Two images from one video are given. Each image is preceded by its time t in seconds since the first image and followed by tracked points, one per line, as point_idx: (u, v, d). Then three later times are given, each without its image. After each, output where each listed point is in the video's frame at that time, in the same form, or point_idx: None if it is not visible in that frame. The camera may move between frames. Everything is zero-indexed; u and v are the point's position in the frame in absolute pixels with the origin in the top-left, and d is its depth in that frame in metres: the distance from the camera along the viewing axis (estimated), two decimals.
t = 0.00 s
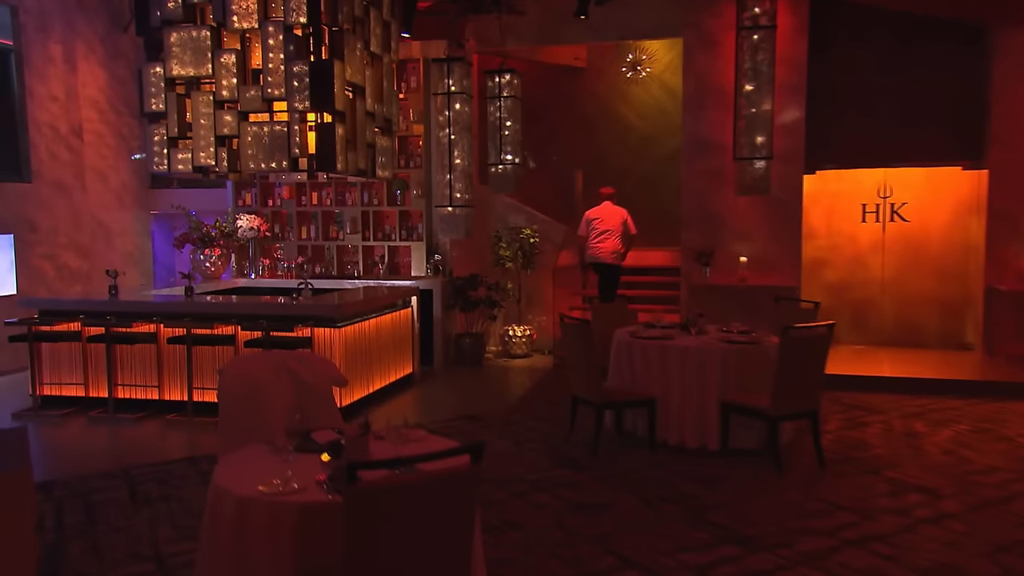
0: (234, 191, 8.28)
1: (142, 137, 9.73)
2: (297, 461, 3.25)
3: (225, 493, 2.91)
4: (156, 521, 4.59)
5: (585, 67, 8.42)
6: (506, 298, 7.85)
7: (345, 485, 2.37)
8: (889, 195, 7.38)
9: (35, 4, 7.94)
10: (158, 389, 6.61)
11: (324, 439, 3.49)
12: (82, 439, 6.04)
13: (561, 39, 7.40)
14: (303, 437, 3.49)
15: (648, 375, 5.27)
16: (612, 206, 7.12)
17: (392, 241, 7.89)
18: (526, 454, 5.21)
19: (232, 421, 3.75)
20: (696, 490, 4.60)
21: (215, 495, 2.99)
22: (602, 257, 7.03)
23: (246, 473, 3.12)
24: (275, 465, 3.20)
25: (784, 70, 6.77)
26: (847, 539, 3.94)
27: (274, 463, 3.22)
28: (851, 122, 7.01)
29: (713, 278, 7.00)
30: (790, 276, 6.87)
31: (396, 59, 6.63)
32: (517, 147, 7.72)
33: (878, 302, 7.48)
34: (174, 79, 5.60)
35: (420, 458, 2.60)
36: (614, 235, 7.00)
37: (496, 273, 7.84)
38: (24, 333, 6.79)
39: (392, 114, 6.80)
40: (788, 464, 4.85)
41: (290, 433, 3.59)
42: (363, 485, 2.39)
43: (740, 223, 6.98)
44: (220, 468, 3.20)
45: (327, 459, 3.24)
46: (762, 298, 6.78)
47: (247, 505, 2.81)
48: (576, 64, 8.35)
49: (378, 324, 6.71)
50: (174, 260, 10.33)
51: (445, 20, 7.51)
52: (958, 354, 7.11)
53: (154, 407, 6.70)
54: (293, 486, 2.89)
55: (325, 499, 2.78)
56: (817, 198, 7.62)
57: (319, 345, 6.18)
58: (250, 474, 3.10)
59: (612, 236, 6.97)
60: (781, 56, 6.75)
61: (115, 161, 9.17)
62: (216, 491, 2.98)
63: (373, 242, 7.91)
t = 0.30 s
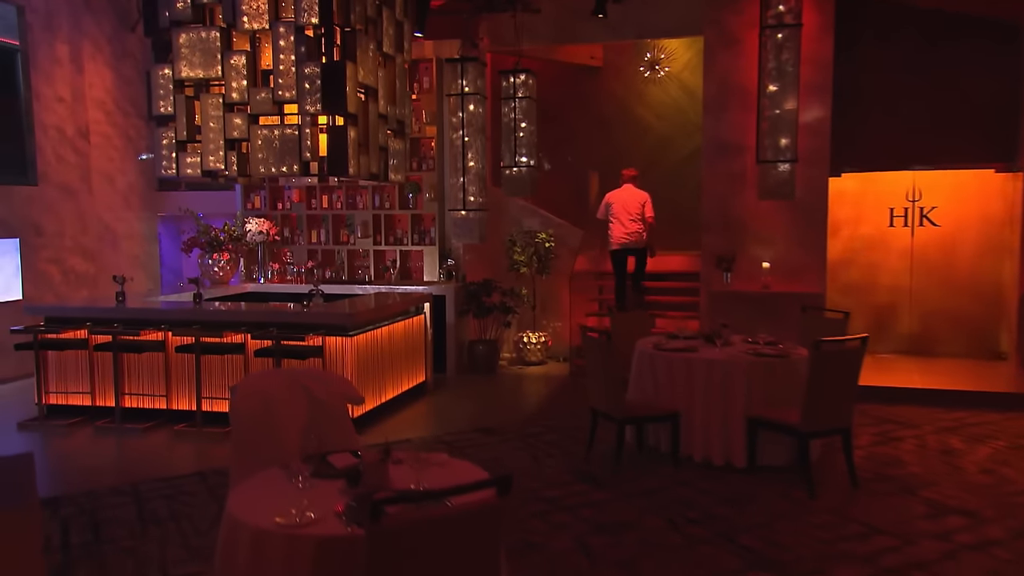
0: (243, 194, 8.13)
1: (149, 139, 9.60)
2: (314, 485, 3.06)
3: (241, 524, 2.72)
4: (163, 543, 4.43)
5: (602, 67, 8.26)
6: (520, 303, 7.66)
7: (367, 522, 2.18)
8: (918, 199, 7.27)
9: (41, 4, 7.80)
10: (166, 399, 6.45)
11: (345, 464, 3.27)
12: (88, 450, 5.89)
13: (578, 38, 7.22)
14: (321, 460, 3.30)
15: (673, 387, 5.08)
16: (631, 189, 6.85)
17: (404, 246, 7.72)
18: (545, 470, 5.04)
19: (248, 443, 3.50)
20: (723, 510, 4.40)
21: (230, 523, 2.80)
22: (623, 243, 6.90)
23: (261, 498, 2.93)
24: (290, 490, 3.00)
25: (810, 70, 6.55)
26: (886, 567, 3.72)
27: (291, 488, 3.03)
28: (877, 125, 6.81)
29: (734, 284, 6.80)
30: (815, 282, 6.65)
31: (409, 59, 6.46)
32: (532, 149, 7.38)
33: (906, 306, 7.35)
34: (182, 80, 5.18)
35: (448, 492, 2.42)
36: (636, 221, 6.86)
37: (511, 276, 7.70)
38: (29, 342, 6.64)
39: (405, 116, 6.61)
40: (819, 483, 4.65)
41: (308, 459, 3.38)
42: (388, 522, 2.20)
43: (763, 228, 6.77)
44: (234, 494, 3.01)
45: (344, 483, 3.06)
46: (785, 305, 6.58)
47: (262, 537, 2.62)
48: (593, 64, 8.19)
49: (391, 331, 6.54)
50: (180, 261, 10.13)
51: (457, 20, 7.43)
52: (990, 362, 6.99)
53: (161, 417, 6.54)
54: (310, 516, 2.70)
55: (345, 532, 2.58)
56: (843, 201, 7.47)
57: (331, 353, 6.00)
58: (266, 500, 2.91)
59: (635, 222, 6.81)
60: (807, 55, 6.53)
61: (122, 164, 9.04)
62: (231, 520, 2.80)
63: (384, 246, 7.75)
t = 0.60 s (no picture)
0: (248, 198, 7.97)
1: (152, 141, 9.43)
2: (330, 515, 2.85)
3: (253, 558, 2.52)
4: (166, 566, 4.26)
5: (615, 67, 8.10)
6: (532, 309, 7.47)
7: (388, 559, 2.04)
8: (944, 203, 7.11)
9: (43, 3, 7.63)
10: (169, 409, 6.29)
11: (361, 490, 3.04)
12: (90, 463, 5.73)
13: (591, 37, 7.04)
14: (336, 486, 3.09)
15: (695, 401, 4.89)
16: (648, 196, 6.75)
17: (413, 250, 7.55)
18: (562, 486, 4.86)
19: (254, 464, 3.36)
20: (749, 531, 4.21)
21: (241, 558, 2.61)
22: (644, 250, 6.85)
23: (271, 529, 2.74)
24: (304, 519, 2.81)
25: (831, 70, 6.36)
26: None
27: (304, 517, 2.83)
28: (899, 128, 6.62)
29: (752, 290, 6.61)
30: (836, 288, 6.46)
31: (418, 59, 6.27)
32: (543, 152, 7.19)
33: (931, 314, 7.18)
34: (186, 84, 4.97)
35: (474, 529, 2.26)
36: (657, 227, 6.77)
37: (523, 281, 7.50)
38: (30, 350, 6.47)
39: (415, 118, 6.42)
40: (848, 503, 4.46)
41: (322, 484, 3.17)
42: (409, 560, 2.06)
43: (782, 232, 6.58)
44: (245, 523, 2.83)
45: (360, 512, 2.86)
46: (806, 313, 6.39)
47: (276, 574, 2.42)
48: (605, 63, 8.02)
49: (400, 339, 6.37)
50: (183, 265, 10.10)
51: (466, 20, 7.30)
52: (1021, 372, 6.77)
53: (164, 428, 6.38)
54: (325, 550, 2.51)
55: (362, 568, 2.37)
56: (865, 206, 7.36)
57: (339, 363, 5.87)
58: (278, 532, 2.71)
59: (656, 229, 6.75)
60: (828, 55, 6.35)
61: (124, 166, 8.88)
62: (242, 553, 2.61)
63: (392, 251, 7.59)
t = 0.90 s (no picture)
0: (254, 204, 7.82)
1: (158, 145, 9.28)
2: (347, 551, 2.64)
3: None
4: None
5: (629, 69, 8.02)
6: (545, 318, 7.28)
7: None
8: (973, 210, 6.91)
9: (46, 5, 7.48)
10: (175, 422, 6.13)
11: (381, 522, 2.81)
12: (94, 478, 5.57)
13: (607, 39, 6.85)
14: (354, 517, 2.85)
15: (719, 418, 4.72)
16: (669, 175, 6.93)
17: (423, 258, 7.38)
18: (582, 507, 4.67)
19: (268, 492, 3.17)
20: (780, 559, 4.02)
21: None
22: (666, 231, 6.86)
23: (285, 567, 2.52)
24: (320, 556, 2.59)
25: (856, 73, 6.16)
26: None
27: (320, 553, 2.62)
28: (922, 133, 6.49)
29: (773, 300, 6.42)
30: (860, 299, 6.26)
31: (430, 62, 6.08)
32: (557, 156, 7.00)
33: (961, 327, 6.98)
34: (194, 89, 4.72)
35: None
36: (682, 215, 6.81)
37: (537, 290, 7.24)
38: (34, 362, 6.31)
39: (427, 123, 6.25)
40: (882, 528, 4.26)
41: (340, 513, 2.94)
42: None
43: (805, 240, 6.38)
44: (258, 558, 2.62)
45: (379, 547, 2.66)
46: (830, 323, 6.17)
47: None
48: (621, 65, 7.93)
49: (411, 351, 6.19)
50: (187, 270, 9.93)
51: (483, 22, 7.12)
52: None
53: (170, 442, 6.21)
54: None
55: None
56: (890, 215, 7.16)
57: (350, 376, 5.72)
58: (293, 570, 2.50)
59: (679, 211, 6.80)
60: (852, 57, 6.15)
61: (128, 171, 8.72)
62: None
63: (402, 259, 7.42)
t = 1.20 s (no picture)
0: (264, 213, 7.66)
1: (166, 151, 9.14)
2: None
3: None
4: None
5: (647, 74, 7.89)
6: (562, 330, 7.10)
7: None
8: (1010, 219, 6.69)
9: (54, 9, 7.32)
10: (184, 439, 5.97)
11: (406, 558, 2.54)
12: (101, 497, 5.40)
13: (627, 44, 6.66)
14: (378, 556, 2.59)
15: (749, 440, 4.52)
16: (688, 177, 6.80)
17: (437, 268, 7.21)
18: (607, 532, 4.48)
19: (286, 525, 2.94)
20: None
21: None
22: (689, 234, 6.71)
23: None
24: None
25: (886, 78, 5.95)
26: None
27: None
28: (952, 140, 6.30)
29: (800, 313, 6.21)
30: (891, 312, 6.05)
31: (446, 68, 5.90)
32: (575, 164, 6.80)
33: (997, 340, 6.75)
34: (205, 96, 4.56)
35: None
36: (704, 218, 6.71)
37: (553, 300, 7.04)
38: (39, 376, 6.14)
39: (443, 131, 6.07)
40: (925, 558, 4.05)
41: (363, 550, 2.69)
42: None
43: (832, 250, 6.18)
44: None
45: None
46: (859, 337, 5.96)
47: None
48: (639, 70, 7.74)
49: (426, 364, 6.02)
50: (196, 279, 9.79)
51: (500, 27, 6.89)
52: None
53: (178, 458, 6.05)
54: None
55: None
56: (922, 222, 6.96)
57: (364, 392, 5.53)
58: None
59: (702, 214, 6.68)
60: (882, 62, 5.92)
61: (136, 179, 8.57)
62: None
63: (415, 268, 7.24)
